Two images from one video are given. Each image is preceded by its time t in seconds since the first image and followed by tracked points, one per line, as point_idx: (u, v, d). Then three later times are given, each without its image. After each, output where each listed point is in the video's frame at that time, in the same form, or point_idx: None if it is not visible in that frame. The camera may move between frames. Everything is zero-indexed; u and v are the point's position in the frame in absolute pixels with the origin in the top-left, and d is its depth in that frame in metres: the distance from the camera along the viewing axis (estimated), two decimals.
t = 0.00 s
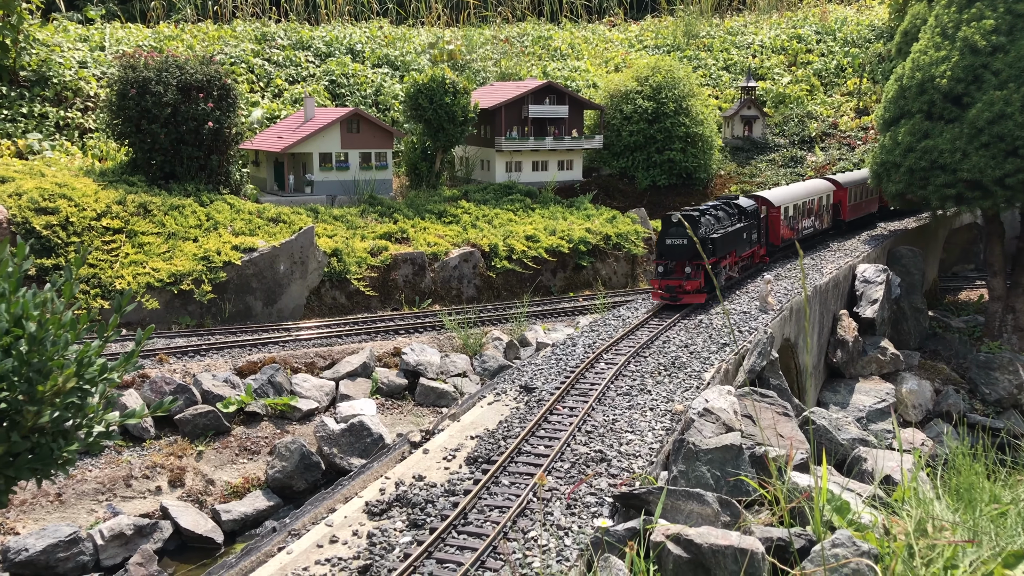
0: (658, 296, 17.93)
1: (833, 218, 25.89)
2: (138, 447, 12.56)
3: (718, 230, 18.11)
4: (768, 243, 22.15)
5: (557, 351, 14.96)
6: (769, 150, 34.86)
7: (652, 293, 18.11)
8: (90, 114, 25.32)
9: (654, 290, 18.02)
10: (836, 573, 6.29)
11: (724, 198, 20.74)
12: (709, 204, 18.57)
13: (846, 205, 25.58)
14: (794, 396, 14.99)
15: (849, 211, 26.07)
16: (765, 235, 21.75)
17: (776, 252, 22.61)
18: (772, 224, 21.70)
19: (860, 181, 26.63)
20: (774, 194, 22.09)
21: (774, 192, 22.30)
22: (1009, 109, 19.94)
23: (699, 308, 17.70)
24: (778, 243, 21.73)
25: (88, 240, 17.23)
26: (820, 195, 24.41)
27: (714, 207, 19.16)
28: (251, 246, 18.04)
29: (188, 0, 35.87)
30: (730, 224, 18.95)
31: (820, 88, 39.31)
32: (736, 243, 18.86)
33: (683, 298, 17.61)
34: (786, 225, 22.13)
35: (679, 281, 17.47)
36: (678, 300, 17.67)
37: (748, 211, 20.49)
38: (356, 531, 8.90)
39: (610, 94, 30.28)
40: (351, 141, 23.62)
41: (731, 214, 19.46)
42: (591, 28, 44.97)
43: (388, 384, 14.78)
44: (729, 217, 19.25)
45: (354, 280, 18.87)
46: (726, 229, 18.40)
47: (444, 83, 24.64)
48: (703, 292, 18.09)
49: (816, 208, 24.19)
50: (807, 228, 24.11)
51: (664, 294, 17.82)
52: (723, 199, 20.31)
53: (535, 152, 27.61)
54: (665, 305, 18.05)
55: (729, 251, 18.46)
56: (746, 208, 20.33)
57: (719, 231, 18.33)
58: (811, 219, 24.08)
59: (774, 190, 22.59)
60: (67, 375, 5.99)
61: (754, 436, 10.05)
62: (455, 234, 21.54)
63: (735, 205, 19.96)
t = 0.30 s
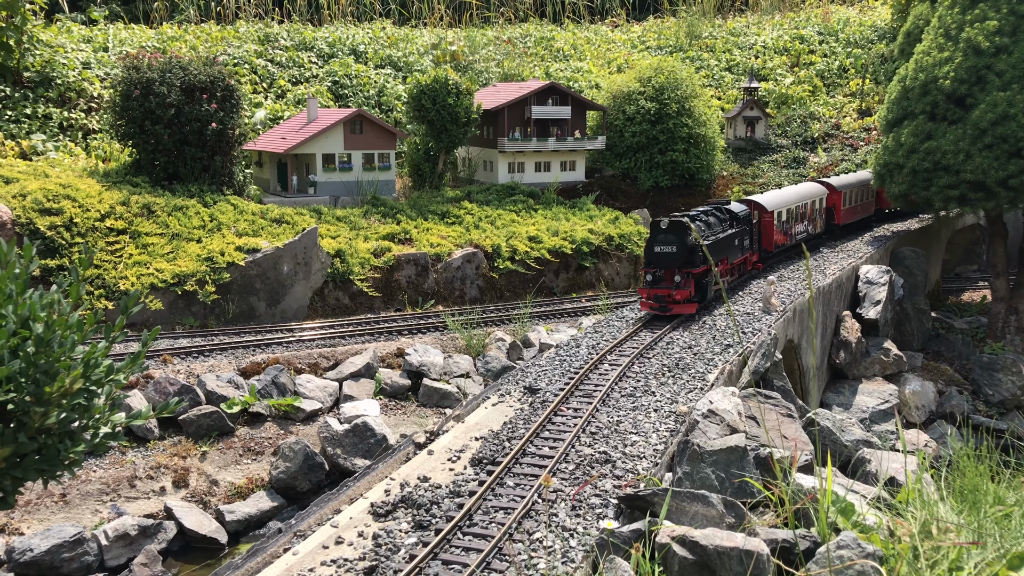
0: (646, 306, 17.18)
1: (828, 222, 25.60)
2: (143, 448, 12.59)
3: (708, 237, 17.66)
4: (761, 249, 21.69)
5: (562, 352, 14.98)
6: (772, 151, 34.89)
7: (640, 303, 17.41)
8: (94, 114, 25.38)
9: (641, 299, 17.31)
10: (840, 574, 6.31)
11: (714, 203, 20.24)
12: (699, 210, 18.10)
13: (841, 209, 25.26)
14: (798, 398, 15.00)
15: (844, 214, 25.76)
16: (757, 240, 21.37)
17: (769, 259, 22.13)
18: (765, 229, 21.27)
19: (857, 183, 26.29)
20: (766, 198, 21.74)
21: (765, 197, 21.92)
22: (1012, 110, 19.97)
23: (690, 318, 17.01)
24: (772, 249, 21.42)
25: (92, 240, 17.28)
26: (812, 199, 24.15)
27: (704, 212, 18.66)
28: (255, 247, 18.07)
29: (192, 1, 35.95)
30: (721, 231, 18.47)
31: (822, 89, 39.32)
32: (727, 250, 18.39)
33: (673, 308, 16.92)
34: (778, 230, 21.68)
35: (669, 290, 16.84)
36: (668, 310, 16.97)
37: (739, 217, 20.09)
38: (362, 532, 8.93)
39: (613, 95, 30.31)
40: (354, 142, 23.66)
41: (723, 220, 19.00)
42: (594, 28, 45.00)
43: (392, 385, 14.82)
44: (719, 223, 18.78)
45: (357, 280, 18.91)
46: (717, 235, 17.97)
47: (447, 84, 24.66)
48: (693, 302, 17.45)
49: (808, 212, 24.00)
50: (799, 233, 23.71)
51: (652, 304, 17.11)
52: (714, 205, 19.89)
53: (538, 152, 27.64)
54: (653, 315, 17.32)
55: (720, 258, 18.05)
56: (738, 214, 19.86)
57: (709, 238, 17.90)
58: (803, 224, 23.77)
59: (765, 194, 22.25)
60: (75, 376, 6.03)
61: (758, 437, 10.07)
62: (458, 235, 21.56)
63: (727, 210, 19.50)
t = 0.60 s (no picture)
0: (633, 316, 16.44)
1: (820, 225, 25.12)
2: (144, 448, 12.59)
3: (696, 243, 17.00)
4: (751, 254, 21.05)
5: (563, 352, 14.96)
6: (774, 151, 34.83)
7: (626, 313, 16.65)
8: (96, 114, 25.40)
9: (628, 309, 16.56)
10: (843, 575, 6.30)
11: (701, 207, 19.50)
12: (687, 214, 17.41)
13: (834, 212, 24.76)
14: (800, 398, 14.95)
15: (836, 217, 25.28)
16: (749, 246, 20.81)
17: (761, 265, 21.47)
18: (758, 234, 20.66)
19: (850, 184, 25.81)
20: (757, 201, 21.16)
21: (757, 200, 21.34)
22: (1015, 109, 19.94)
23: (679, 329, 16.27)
24: (765, 254, 20.84)
25: (94, 240, 17.28)
26: (804, 201, 23.55)
27: (692, 216, 17.93)
28: (257, 247, 18.06)
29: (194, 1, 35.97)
30: (709, 236, 17.76)
31: (825, 88, 39.23)
32: (717, 256, 17.71)
33: (661, 318, 16.16)
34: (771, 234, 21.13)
35: (657, 299, 16.10)
36: (656, 320, 16.20)
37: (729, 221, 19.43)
38: (363, 532, 8.92)
39: (615, 95, 30.27)
40: (356, 142, 23.65)
41: (712, 225, 18.33)
42: (595, 28, 44.95)
43: (394, 385, 14.82)
44: (708, 228, 18.11)
45: (359, 280, 18.91)
46: (706, 241, 17.33)
47: (449, 84, 24.64)
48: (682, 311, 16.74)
49: (801, 216, 23.42)
50: (791, 237, 23.08)
51: (640, 313, 16.36)
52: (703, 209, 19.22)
53: (540, 152, 27.61)
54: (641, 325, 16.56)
55: (709, 264, 17.44)
56: (726, 218, 19.19)
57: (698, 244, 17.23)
58: (795, 228, 23.12)
59: (757, 198, 21.69)
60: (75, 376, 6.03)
61: (760, 437, 10.03)
62: (460, 234, 21.55)
63: (715, 214, 18.79)
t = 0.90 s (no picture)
0: (618, 326, 15.67)
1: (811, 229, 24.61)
2: (145, 446, 12.59)
3: (682, 249, 16.31)
4: (741, 259, 20.36)
5: (564, 350, 14.96)
6: (777, 150, 34.75)
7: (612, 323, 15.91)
8: (98, 114, 25.41)
9: (613, 319, 15.82)
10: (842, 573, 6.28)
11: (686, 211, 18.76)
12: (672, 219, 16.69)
13: (825, 214, 24.26)
14: (802, 397, 14.92)
15: (828, 219, 24.78)
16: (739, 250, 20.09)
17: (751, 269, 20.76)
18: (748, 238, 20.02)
19: (842, 186, 25.29)
20: (747, 204, 20.53)
21: (747, 203, 20.69)
22: (1018, 108, 19.88)
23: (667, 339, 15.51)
24: (756, 258, 20.19)
25: (95, 239, 17.30)
26: (794, 204, 22.93)
27: (680, 220, 17.26)
28: (258, 246, 18.05)
29: (195, 1, 35.98)
30: (697, 241, 17.08)
31: (827, 88, 39.15)
32: (704, 262, 17.06)
33: (647, 327, 15.41)
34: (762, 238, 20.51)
35: (644, 308, 15.36)
36: (642, 330, 15.43)
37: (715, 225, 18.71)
38: (362, 530, 8.92)
39: (616, 94, 30.24)
40: (357, 141, 23.64)
41: (698, 230, 17.64)
42: (598, 28, 44.90)
43: (395, 384, 14.81)
44: (694, 233, 17.42)
45: (360, 279, 18.90)
46: (692, 248, 16.66)
47: (451, 83, 24.63)
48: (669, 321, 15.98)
49: (792, 218, 22.84)
50: (782, 241, 22.37)
51: (625, 323, 15.61)
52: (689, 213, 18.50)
53: (541, 151, 27.59)
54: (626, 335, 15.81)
55: (696, 271, 16.75)
56: (713, 222, 18.47)
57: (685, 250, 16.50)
58: (785, 231, 22.44)
59: (746, 200, 21.07)
60: (74, 373, 6.04)
61: (761, 436, 10.00)
62: (461, 234, 21.54)
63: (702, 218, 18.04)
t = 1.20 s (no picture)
0: (604, 339, 14.84)
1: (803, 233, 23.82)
2: (148, 446, 12.61)
3: (672, 257, 15.54)
4: (732, 266, 19.57)
5: (567, 351, 14.97)
6: (779, 150, 34.72)
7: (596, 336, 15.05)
8: (101, 114, 25.45)
9: (598, 331, 14.94)
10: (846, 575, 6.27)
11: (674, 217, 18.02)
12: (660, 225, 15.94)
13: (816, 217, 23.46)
14: (805, 398, 14.91)
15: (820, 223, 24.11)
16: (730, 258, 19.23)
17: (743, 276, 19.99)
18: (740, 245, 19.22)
19: (835, 189, 24.56)
20: (739, 209, 19.74)
21: (739, 208, 19.91)
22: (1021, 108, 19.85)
23: (655, 353, 14.68)
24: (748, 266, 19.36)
25: (98, 239, 17.32)
26: (787, 208, 22.28)
27: (669, 227, 16.61)
28: (261, 246, 18.06)
29: (198, 1, 36.00)
30: (686, 249, 16.38)
31: (830, 88, 39.10)
32: (694, 270, 16.35)
33: (634, 341, 14.56)
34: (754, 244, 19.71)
35: (631, 320, 14.52)
36: (629, 344, 14.59)
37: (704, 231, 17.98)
38: (365, 531, 8.92)
39: (619, 94, 30.23)
40: (360, 141, 23.65)
41: (686, 237, 16.90)
42: (600, 28, 44.87)
43: (397, 384, 14.80)
44: (683, 239, 16.67)
45: (362, 280, 18.91)
46: (683, 255, 15.89)
47: (453, 83, 24.65)
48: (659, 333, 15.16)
49: (785, 223, 22.14)
50: (775, 246, 21.63)
51: (611, 335, 14.75)
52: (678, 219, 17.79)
53: (544, 152, 27.58)
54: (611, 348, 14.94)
55: (687, 280, 15.93)
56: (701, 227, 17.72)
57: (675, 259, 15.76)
58: (778, 236, 21.72)
59: (738, 205, 20.27)
60: (78, 373, 6.06)
61: (764, 437, 10.01)
62: (463, 234, 21.54)
63: (693, 223, 17.28)
